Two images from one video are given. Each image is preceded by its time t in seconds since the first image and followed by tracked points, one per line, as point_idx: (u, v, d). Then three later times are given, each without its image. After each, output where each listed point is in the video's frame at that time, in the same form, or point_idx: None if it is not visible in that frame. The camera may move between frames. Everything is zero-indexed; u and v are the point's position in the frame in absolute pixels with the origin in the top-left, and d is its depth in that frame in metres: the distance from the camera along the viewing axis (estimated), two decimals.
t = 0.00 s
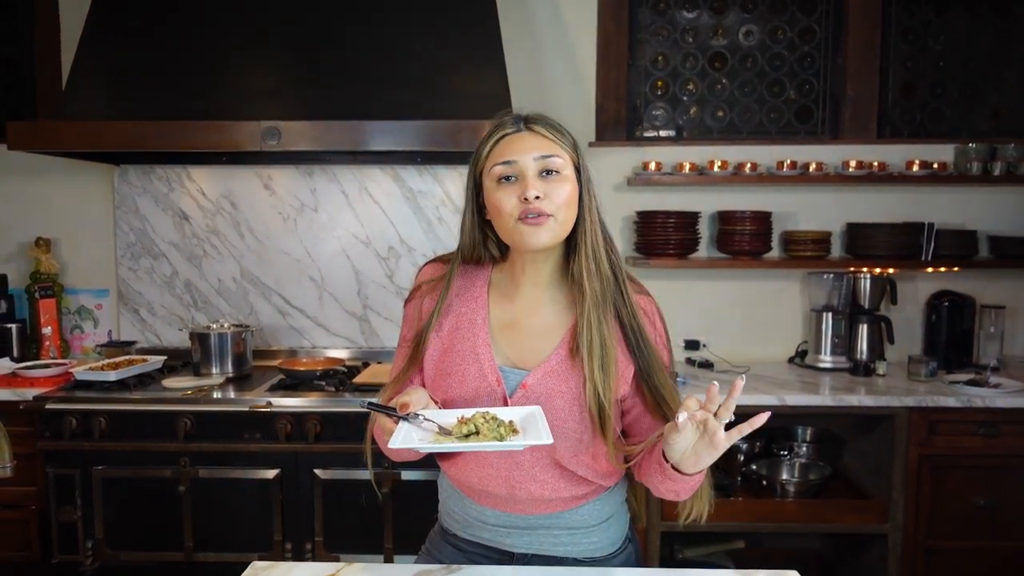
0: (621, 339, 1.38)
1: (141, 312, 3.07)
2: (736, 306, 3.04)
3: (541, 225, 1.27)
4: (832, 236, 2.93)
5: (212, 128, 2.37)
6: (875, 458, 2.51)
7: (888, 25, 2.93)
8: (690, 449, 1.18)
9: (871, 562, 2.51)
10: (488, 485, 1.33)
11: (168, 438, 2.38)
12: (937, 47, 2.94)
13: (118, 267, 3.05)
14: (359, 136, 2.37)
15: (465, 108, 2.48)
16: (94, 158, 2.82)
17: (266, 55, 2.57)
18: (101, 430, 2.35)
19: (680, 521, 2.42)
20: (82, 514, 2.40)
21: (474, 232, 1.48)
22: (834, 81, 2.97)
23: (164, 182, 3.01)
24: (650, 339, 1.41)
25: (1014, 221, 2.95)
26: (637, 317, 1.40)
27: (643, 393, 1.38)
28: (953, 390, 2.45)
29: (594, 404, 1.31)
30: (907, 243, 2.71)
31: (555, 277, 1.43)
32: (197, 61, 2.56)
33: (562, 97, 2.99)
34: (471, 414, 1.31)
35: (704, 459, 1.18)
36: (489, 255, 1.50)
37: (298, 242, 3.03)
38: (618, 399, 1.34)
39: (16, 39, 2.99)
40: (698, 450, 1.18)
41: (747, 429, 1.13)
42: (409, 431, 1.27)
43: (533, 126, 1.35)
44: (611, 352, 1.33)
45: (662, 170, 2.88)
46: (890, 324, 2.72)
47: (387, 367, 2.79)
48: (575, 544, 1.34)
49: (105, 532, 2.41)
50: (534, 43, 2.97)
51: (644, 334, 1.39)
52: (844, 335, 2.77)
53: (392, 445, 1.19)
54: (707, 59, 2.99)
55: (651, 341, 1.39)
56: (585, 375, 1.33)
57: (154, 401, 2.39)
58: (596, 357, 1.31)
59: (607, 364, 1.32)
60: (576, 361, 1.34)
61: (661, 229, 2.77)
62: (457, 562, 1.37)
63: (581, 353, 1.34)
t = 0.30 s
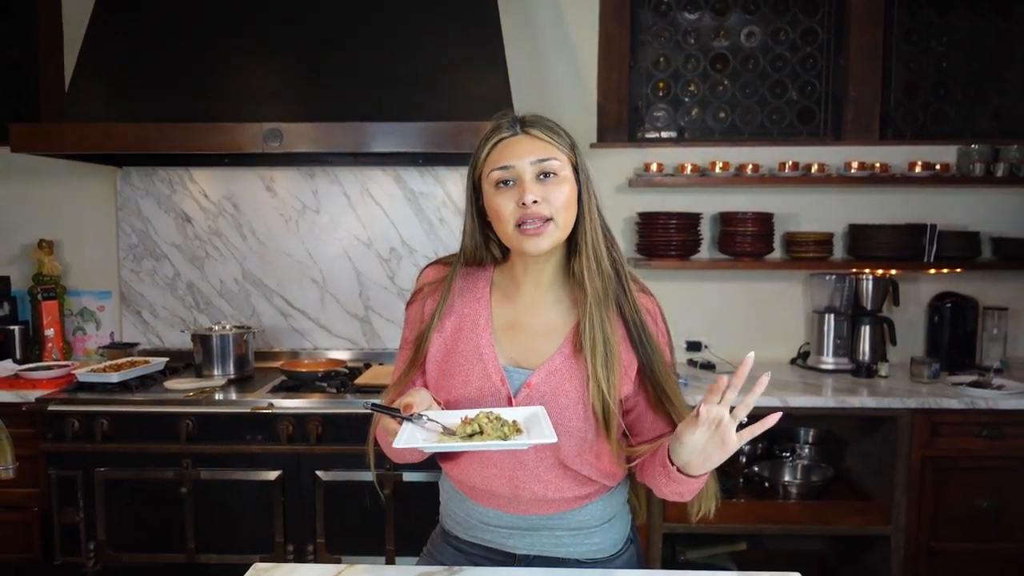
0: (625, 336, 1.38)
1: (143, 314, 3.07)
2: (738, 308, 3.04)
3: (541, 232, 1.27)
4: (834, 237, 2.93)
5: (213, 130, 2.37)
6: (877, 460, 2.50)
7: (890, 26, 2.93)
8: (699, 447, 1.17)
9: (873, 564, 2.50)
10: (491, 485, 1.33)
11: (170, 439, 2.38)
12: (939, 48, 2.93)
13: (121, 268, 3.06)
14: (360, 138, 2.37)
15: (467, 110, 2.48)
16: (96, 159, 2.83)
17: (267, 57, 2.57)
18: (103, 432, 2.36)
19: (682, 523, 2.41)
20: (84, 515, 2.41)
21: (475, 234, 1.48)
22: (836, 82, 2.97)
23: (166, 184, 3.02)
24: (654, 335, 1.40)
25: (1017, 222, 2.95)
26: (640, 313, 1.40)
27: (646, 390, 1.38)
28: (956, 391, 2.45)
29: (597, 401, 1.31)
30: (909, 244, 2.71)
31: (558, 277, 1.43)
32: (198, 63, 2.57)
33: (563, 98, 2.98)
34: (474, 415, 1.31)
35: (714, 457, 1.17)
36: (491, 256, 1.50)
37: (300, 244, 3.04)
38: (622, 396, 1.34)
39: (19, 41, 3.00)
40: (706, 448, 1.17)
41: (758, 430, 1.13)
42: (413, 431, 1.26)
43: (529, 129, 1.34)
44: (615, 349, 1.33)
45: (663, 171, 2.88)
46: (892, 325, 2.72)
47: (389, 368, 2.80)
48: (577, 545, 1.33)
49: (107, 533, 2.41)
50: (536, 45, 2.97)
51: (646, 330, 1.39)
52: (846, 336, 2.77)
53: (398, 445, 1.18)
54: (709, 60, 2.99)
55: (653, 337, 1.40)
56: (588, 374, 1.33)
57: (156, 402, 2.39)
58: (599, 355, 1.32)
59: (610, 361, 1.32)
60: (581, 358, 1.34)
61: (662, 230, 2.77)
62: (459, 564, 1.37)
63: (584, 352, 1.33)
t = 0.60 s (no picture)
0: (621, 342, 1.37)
1: (143, 314, 3.08)
2: (739, 308, 3.04)
3: (534, 231, 1.27)
4: (834, 238, 2.92)
5: (214, 130, 2.38)
6: (877, 461, 2.50)
7: (891, 28, 2.93)
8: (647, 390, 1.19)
9: (874, 566, 2.50)
10: (489, 485, 1.33)
11: (170, 440, 2.39)
12: (940, 49, 2.93)
13: (122, 269, 3.06)
14: (361, 139, 2.37)
15: (467, 111, 2.48)
16: (97, 159, 2.83)
17: (268, 57, 2.58)
18: (103, 432, 2.36)
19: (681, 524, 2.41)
20: (85, 515, 2.41)
21: (475, 228, 1.49)
22: (836, 83, 2.97)
23: (167, 184, 3.02)
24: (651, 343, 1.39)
25: (1018, 224, 2.95)
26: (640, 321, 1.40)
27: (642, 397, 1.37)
28: (957, 393, 2.44)
29: (591, 404, 1.30)
30: (910, 245, 2.70)
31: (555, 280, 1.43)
32: (199, 63, 2.57)
33: (564, 99, 2.99)
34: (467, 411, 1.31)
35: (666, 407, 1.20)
36: (489, 254, 1.50)
37: (301, 244, 3.04)
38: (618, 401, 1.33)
39: (20, 42, 3.01)
40: (653, 390, 1.18)
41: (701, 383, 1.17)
42: (406, 426, 1.28)
43: (536, 129, 1.35)
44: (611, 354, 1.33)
45: (663, 172, 2.88)
46: (892, 326, 2.72)
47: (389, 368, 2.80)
48: (576, 546, 1.33)
49: (107, 533, 2.42)
50: (536, 46, 2.97)
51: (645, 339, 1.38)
52: (846, 337, 2.76)
53: (388, 438, 1.20)
54: (709, 61, 2.99)
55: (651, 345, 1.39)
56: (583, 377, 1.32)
57: (156, 403, 2.40)
58: (595, 358, 1.31)
59: (605, 366, 1.31)
60: (576, 361, 1.33)
61: (663, 231, 2.77)
62: (459, 564, 1.37)
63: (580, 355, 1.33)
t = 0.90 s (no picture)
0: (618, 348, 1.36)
1: (139, 312, 3.07)
2: (735, 307, 3.04)
3: (533, 217, 1.26)
4: (830, 237, 2.93)
5: (210, 128, 2.37)
6: (873, 459, 2.51)
7: (887, 27, 2.93)
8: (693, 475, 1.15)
9: (870, 564, 2.51)
10: (484, 484, 1.33)
11: (166, 438, 2.38)
12: (936, 49, 2.94)
13: (117, 267, 3.05)
14: (357, 137, 2.37)
15: (464, 110, 2.48)
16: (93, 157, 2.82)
17: (265, 56, 2.57)
18: (99, 431, 2.35)
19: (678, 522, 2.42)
20: (80, 514, 2.40)
21: (473, 224, 1.49)
22: (833, 82, 2.98)
23: (163, 182, 3.01)
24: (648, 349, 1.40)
25: (1013, 223, 2.95)
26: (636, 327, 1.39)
27: (639, 404, 1.36)
28: (953, 391, 2.45)
29: (587, 408, 1.30)
30: (907, 244, 2.71)
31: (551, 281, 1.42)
32: (195, 61, 2.56)
33: (561, 97, 2.99)
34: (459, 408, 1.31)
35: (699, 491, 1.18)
36: (484, 249, 1.50)
37: (297, 243, 3.03)
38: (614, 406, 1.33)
39: (16, 40, 3.00)
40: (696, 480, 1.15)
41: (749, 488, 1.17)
42: (398, 423, 1.28)
43: (547, 124, 1.35)
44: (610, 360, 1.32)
45: (660, 171, 2.88)
46: (888, 325, 2.72)
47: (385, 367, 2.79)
48: (571, 544, 1.34)
49: (102, 532, 2.41)
50: (533, 45, 2.97)
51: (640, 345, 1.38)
52: (842, 336, 2.77)
53: (380, 433, 1.20)
54: (706, 60, 2.99)
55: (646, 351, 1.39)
56: (578, 378, 1.32)
57: (151, 401, 2.39)
58: (594, 363, 1.31)
59: (602, 370, 1.31)
60: (570, 363, 1.33)
61: (659, 230, 2.77)
62: (455, 562, 1.37)
63: (576, 355, 1.33)
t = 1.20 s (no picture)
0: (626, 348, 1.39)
1: (134, 313, 3.06)
2: (731, 307, 3.05)
3: (536, 233, 1.28)
4: (826, 237, 2.94)
5: (206, 129, 2.36)
6: (868, 459, 2.52)
7: (881, 27, 2.94)
8: (703, 484, 1.14)
9: (865, 563, 2.52)
10: (491, 488, 1.33)
11: (162, 439, 2.38)
12: (930, 50, 2.95)
13: (112, 267, 3.05)
14: (353, 137, 2.36)
15: (460, 110, 2.48)
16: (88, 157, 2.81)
17: (261, 56, 2.57)
18: (94, 431, 2.35)
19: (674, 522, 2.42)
20: (75, 515, 2.40)
21: (475, 228, 1.49)
22: (828, 83, 2.99)
23: (158, 183, 3.01)
24: (652, 347, 1.42)
25: (1007, 223, 2.97)
26: (642, 324, 1.41)
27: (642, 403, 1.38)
28: (947, 391, 2.46)
29: (599, 409, 1.32)
30: (901, 244, 2.72)
31: (556, 282, 1.43)
32: (191, 61, 2.56)
33: (556, 97, 2.99)
34: (455, 420, 1.31)
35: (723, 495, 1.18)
36: (486, 252, 1.50)
37: (293, 243, 3.03)
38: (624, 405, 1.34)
39: (11, 40, 2.99)
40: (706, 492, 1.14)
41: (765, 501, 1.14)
42: (392, 436, 1.27)
43: (542, 127, 1.34)
44: (619, 361, 1.34)
45: (656, 171, 2.88)
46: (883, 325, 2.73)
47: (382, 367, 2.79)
48: (571, 547, 1.34)
49: (98, 533, 2.41)
50: (529, 45, 2.97)
51: (646, 342, 1.40)
52: (838, 336, 2.78)
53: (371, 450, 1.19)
54: (702, 61, 2.99)
55: (651, 348, 1.41)
56: (587, 380, 1.33)
57: (147, 402, 2.38)
58: (604, 365, 1.32)
59: (612, 371, 1.32)
60: (581, 367, 1.34)
61: (655, 230, 2.77)
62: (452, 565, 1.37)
63: (585, 359, 1.34)
